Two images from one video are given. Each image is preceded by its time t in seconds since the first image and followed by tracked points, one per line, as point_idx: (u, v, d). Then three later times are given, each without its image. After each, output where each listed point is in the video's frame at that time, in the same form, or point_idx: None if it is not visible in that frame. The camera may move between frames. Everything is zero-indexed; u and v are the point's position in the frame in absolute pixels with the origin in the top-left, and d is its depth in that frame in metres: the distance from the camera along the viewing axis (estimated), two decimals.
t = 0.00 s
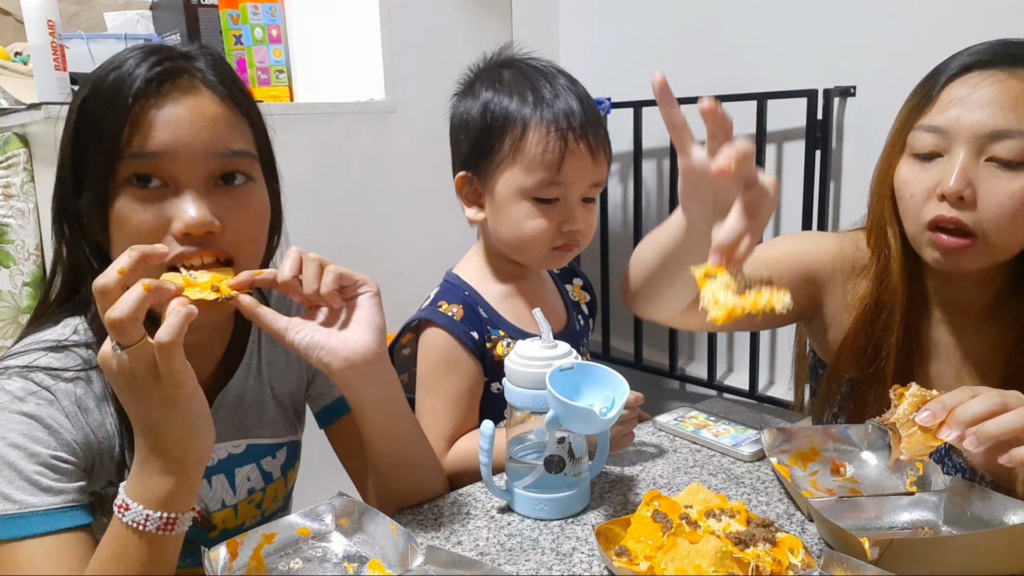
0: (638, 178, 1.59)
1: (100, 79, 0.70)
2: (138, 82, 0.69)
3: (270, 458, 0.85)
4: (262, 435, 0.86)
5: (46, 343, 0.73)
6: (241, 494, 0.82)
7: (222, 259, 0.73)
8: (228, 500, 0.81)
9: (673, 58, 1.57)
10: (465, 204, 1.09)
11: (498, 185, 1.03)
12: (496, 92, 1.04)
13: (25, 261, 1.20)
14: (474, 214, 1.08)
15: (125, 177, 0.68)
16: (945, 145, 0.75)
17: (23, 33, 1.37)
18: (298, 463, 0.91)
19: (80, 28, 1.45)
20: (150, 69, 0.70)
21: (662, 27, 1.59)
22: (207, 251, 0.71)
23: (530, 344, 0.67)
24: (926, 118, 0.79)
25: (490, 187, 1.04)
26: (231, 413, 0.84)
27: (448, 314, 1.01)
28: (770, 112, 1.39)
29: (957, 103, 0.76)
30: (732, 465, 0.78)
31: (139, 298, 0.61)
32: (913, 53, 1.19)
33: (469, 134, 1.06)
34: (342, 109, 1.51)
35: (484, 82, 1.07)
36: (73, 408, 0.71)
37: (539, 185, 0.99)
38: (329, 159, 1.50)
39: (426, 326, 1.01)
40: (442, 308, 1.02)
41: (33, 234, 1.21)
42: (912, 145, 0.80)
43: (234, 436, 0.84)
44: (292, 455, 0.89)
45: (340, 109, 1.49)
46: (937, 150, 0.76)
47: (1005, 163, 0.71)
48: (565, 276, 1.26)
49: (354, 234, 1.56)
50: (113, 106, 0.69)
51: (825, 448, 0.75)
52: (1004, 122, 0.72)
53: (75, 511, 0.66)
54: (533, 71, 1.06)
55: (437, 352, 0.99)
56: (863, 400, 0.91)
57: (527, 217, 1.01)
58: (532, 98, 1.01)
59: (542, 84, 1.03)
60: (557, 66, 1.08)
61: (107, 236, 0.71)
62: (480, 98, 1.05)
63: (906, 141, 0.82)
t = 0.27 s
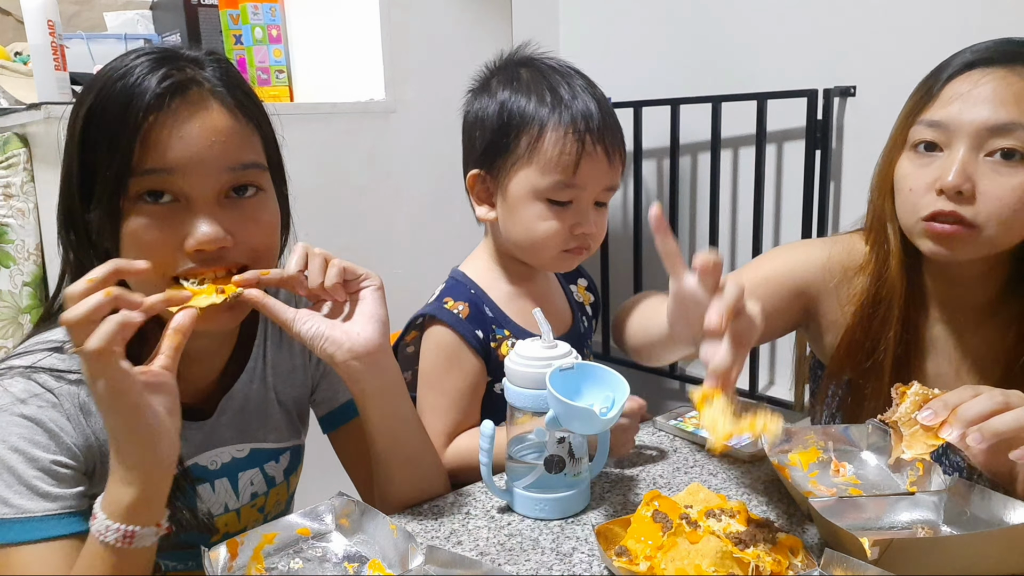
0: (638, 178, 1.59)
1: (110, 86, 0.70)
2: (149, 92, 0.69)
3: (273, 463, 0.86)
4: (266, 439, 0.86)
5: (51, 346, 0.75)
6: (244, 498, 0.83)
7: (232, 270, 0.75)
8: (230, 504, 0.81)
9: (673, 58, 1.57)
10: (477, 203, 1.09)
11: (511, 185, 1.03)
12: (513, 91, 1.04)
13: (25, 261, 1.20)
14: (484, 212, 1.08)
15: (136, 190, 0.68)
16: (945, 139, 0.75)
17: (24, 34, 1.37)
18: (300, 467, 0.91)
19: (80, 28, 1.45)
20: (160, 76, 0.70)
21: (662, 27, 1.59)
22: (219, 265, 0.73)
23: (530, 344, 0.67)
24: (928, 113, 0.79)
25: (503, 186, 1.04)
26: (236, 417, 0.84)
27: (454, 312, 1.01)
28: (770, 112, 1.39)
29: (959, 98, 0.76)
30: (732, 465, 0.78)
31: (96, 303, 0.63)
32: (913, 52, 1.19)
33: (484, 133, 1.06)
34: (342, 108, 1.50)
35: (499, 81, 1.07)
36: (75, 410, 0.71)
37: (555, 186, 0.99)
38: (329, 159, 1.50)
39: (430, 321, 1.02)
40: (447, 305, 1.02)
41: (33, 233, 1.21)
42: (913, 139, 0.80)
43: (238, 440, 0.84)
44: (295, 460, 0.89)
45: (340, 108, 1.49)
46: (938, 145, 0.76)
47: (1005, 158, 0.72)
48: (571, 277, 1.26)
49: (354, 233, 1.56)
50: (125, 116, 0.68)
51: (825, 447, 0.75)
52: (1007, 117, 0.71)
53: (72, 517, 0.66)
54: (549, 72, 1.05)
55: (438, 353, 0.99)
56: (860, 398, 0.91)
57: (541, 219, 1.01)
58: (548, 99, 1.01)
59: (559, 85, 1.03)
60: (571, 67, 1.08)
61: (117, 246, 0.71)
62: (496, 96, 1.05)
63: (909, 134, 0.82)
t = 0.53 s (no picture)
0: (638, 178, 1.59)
1: (110, 87, 0.70)
2: (150, 93, 0.69)
3: (276, 466, 0.86)
4: (269, 442, 0.86)
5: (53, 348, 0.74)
6: (246, 501, 0.83)
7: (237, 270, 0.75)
8: (233, 507, 0.82)
9: (673, 58, 1.57)
10: (477, 204, 1.09)
11: (512, 187, 1.03)
12: (514, 92, 1.04)
13: (26, 261, 1.21)
14: (485, 213, 1.08)
15: (138, 193, 0.68)
16: (940, 143, 0.76)
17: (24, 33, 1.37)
18: (302, 470, 0.92)
19: (80, 28, 1.45)
20: (161, 78, 0.70)
21: (661, 27, 1.59)
22: (224, 266, 0.73)
23: (530, 344, 0.67)
24: (922, 116, 0.79)
25: (503, 188, 1.04)
26: (241, 420, 0.84)
27: (454, 295, 1.01)
28: (770, 113, 1.39)
29: (953, 101, 0.76)
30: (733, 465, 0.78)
31: (96, 313, 0.63)
32: (913, 52, 1.19)
33: (485, 134, 1.06)
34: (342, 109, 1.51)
35: (500, 81, 1.07)
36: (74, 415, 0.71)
37: (555, 189, 0.99)
38: (328, 159, 1.50)
39: (429, 304, 1.02)
40: (447, 287, 1.03)
41: (33, 234, 1.21)
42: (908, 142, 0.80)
43: (241, 443, 0.84)
44: (297, 463, 0.89)
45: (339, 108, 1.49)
46: (933, 148, 0.77)
47: (998, 160, 0.72)
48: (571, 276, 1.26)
49: (354, 233, 1.56)
50: (126, 117, 0.68)
51: (825, 448, 0.75)
52: (1001, 119, 0.72)
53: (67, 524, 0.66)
54: (550, 72, 1.05)
55: (439, 353, 0.99)
56: (857, 397, 0.90)
57: (541, 222, 1.01)
58: (548, 99, 1.01)
59: (559, 85, 1.03)
60: (570, 65, 1.08)
61: (119, 248, 0.71)
62: (497, 97, 1.05)
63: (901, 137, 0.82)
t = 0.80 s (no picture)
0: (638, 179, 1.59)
1: (117, 92, 0.70)
2: (157, 99, 0.69)
3: (277, 469, 0.86)
4: (270, 445, 0.86)
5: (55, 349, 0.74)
6: (248, 504, 0.83)
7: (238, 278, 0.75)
8: (234, 510, 0.81)
9: (673, 58, 1.57)
10: (479, 199, 1.09)
11: (512, 184, 1.03)
12: (515, 88, 1.04)
13: (25, 262, 1.21)
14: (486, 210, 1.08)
15: (141, 199, 0.68)
16: (939, 148, 0.76)
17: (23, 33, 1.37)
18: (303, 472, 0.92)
19: (80, 28, 1.45)
20: (168, 83, 0.70)
21: (662, 27, 1.58)
22: (224, 274, 0.73)
23: (530, 344, 0.67)
24: (920, 121, 0.79)
25: (504, 184, 1.04)
26: (240, 424, 0.84)
27: (457, 286, 1.02)
28: (771, 113, 1.39)
29: (951, 106, 0.76)
30: (733, 465, 0.78)
31: (94, 322, 0.63)
32: (913, 52, 1.19)
33: (486, 131, 1.06)
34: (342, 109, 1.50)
35: (501, 78, 1.07)
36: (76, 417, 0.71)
37: (555, 187, 0.99)
38: (328, 159, 1.50)
39: (432, 295, 1.02)
40: (450, 278, 1.03)
41: (33, 233, 1.21)
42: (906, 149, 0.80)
43: (243, 446, 0.84)
44: (298, 465, 0.89)
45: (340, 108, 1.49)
46: (930, 155, 0.77)
47: (997, 167, 0.72)
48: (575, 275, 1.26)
49: (354, 233, 1.56)
50: (131, 123, 0.68)
51: (825, 448, 0.75)
52: (997, 124, 0.72)
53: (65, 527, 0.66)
54: (552, 69, 1.05)
55: (439, 353, 0.99)
56: (857, 398, 0.91)
57: (541, 218, 1.01)
58: (548, 96, 1.01)
59: (560, 82, 1.03)
60: (572, 62, 1.08)
61: (121, 253, 0.71)
62: (499, 93, 1.05)
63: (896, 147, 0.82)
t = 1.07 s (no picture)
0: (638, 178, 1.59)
1: (134, 100, 0.69)
2: (176, 109, 0.68)
3: (283, 476, 0.86)
4: (275, 453, 0.86)
5: (60, 358, 0.73)
6: (253, 511, 0.83)
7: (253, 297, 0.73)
8: (240, 518, 0.82)
9: (673, 57, 1.57)
10: (475, 197, 1.10)
11: (505, 182, 1.03)
12: (506, 85, 1.04)
13: (25, 262, 1.21)
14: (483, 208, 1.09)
15: (155, 213, 0.67)
16: (942, 148, 0.76)
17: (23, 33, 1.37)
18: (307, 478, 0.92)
19: (80, 27, 1.47)
20: (187, 93, 0.69)
21: (661, 27, 1.58)
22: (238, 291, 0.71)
23: (532, 344, 0.67)
24: (924, 120, 0.79)
25: (497, 181, 1.05)
26: (247, 430, 0.84)
27: (460, 288, 1.02)
28: (771, 113, 1.39)
29: (955, 106, 0.76)
30: (733, 464, 0.78)
31: (119, 352, 0.61)
32: (913, 52, 1.19)
33: (480, 128, 1.07)
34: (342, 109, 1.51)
35: (494, 75, 1.07)
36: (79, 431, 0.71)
37: (546, 183, 0.99)
38: (329, 160, 1.50)
39: (437, 296, 1.02)
40: (454, 280, 1.03)
41: (34, 233, 1.21)
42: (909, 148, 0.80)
43: (249, 454, 0.83)
44: (303, 472, 0.89)
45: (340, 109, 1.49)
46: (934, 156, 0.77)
47: (1001, 167, 0.72)
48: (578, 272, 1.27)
49: (354, 233, 1.56)
50: (149, 134, 0.67)
51: (825, 448, 0.75)
52: (1002, 126, 0.72)
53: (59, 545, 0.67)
54: (544, 65, 1.05)
55: (439, 354, 0.98)
56: (857, 398, 0.91)
57: (533, 215, 1.01)
58: (539, 93, 1.01)
59: (551, 78, 1.03)
60: (565, 58, 1.07)
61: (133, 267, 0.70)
62: (491, 91, 1.06)
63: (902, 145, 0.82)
